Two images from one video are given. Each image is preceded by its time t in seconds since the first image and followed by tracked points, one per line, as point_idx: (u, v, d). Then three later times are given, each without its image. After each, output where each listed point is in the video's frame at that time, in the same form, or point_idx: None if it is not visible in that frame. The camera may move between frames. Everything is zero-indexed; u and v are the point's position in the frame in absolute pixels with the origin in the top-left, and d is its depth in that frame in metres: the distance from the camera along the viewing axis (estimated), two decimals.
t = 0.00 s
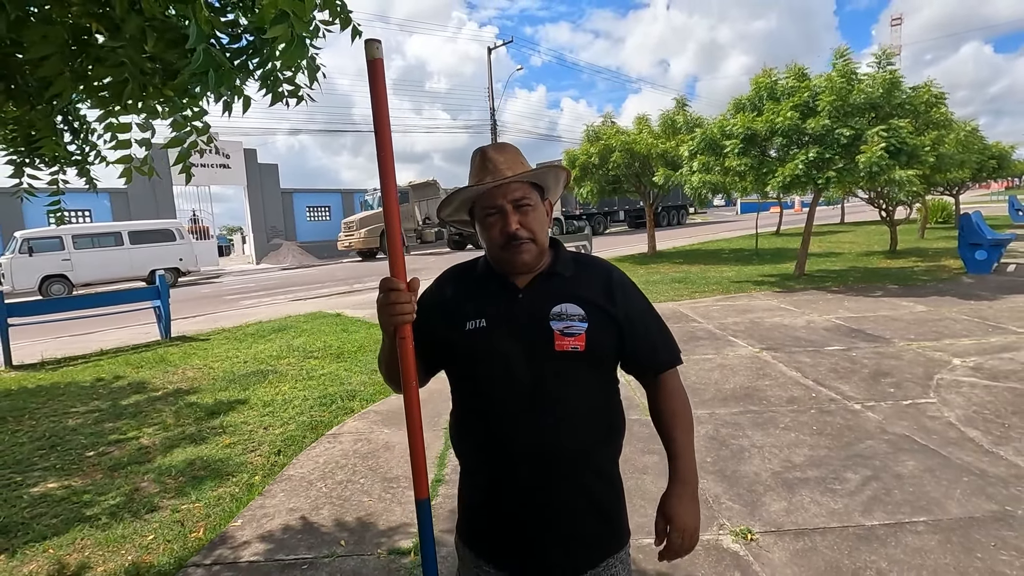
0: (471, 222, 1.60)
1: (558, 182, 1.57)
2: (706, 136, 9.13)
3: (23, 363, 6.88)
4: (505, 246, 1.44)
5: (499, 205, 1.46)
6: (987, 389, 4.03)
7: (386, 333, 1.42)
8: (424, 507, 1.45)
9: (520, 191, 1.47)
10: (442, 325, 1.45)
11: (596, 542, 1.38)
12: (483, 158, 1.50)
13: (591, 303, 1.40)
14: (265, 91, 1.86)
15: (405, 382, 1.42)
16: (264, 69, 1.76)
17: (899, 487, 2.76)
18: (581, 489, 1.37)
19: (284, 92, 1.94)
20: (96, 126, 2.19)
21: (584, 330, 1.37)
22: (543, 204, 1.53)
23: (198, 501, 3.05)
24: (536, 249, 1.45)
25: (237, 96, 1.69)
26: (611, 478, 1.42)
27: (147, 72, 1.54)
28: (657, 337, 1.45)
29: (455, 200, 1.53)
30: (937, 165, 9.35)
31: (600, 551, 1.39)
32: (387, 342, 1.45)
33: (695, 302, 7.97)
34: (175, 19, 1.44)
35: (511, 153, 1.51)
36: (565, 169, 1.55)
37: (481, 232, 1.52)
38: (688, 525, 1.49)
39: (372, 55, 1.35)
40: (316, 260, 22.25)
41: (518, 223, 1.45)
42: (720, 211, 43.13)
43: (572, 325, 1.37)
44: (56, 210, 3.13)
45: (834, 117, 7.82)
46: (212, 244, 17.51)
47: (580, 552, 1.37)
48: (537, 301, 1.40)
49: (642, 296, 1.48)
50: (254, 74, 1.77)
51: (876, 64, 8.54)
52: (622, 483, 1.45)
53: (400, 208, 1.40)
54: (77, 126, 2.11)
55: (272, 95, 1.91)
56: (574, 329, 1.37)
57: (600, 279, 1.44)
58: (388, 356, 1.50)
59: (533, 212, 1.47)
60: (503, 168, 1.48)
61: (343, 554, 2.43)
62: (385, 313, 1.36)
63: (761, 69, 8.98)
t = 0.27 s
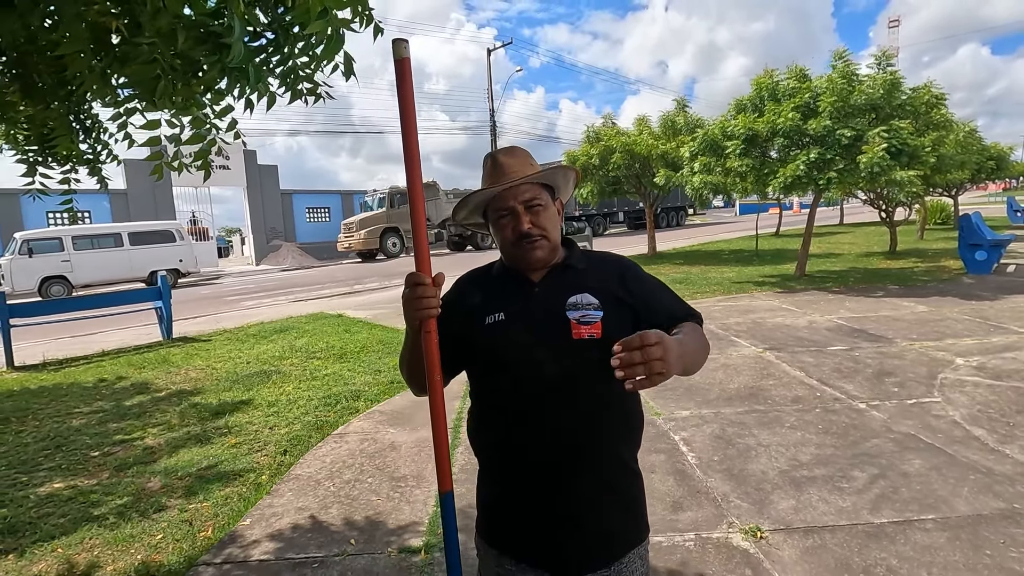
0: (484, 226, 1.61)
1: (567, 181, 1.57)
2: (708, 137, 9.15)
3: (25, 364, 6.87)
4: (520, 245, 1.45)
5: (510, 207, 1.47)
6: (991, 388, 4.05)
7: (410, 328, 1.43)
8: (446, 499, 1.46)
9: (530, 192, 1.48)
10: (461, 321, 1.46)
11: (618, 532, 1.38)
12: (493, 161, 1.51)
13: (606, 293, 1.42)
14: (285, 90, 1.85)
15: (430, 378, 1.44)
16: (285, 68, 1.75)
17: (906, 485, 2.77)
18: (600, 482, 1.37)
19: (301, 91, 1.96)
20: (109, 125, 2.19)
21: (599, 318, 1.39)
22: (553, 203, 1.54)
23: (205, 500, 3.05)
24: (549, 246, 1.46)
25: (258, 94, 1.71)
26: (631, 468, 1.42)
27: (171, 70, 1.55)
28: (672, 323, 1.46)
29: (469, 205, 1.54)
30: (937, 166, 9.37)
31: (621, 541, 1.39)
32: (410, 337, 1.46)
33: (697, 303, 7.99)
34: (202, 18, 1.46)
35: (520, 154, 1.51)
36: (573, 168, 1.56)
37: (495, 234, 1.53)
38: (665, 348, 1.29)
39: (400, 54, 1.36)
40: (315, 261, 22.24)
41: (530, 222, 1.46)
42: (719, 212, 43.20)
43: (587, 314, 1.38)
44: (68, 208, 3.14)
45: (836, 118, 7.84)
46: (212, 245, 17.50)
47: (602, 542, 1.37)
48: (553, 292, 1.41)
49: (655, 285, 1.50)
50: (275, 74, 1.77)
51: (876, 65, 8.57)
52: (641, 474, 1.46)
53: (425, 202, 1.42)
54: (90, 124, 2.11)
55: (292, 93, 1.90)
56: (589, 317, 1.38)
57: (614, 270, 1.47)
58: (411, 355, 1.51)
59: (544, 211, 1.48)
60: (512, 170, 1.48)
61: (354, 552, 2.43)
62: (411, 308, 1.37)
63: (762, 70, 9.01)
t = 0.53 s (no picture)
0: (501, 226, 1.61)
1: (583, 181, 1.58)
2: (709, 138, 9.16)
3: (27, 364, 6.87)
4: (536, 243, 1.46)
5: (526, 205, 1.47)
6: (995, 388, 4.05)
7: (432, 324, 1.43)
8: (467, 493, 1.46)
9: (546, 190, 1.48)
10: (479, 319, 1.47)
11: (636, 528, 1.39)
12: (510, 160, 1.52)
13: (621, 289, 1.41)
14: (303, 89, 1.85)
15: (451, 375, 1.44)
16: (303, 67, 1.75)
17: (913, 485, 2.77)
18: (618, 478, 1.37)
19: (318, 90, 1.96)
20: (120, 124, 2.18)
21: (613, 313, 1.37)
22: (569, 202, 1.54)
23: (212, 500, 3.04)
24: (565, 244, 1.47)
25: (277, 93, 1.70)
26: (649, 465, 1.42)
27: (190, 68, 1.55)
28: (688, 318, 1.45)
29: (485, 204, 1.54)
30: (938, 167, 9.39)
31: (639, 537, 1.39)
32: (431, 334, 1.46)
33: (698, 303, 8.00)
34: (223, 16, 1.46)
35: (536, 155, 1.52)
36: (589, 168, 1.56)
37: (512, 233, 1.54)
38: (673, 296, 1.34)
39: (426, 57, 1.38)
40: (315, 262, 22.24)
41: (546, 220, 1.47)
42: (718, 213, 43.26)
43: (601, 309, 1.37)
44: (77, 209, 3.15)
45: (837, 119, 7.86)
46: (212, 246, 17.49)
47: (621, 538, 1.37)
48: (569, 289, 1.42)
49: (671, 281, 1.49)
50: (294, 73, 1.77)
51: (877, 66, 8.59)
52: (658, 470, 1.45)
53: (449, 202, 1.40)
54: (101, 123, 2.11)
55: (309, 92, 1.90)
56: (604, 312, 1.37)
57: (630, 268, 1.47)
58: (431, 356, 1.52)
59: (560, 210, 1.48)
60: (529, 170, 1.49)
61: (363, 551, 2.43)
62: (434, 304, 1.37)
63: (763, 71, 9.03)
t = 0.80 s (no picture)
0: (508, 222, 1.61)
1: (591, 178, 1.58)
2: (709, 139, 9.16)
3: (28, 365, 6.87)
4: (542, 240, 1.46)
5: (533, 201, 1.47)
6: (996, 388, 4.06)
7: (439, 321, 1.44)
8: (473, 489, 1.46)
9: (553, 187, 1.48)
10: (485, 317, 1.47)
11: (640, 526, 1.39)
12: (518, 156, 1.52)
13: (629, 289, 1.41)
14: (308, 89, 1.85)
15: (458, 372, 1.44)
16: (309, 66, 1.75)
17: (915, 484, 2.77)
18: (624, 477, 1.38)
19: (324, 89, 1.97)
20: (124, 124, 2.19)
21: (619, 313, 1.38)
22: (576, 199, 1.54)
23: (214, 500, 3.04)
24: (571, 241, 1.47)
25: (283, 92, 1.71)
26: (654, 464, 1.43)
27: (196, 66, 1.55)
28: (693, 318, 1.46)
29: (493, 199, 1.54)
30: (937, 168, 9.40)
31: (643, 535, 1.39)
32: (438, 331, 1.46)
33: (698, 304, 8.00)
34: (232, 15, 1.47)
35: (544, 152, 1.52)
36: (597, 165, 1.56)
37: (518, 230, 1.54)
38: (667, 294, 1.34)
39: (434, 56, 1.37)
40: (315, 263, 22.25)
41: (553, 217, 1.47)
42: (718, 215, 43.28)
43: (608, 309, 1.38)
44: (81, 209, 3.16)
45: (837, 120, 7.87)
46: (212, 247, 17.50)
47: (625, 536, 1.37)
48: (575, 288, 1.42)
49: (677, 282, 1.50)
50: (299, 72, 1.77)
51: (877, 67, 8.60)
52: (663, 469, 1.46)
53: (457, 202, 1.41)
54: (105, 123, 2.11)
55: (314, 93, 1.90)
56: (610, 312, 1.37)
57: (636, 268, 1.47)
58: (439, 353, 1.52)
59: (567, 206, 1.48)
60: (536, 166, 1.49)
61: (365, 551, 2.43)
62: (442, 300, 1.37)
63: (763, 73, 9.04)
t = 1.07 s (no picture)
0: (507, 225, 1.62)
1: (590, 183, 1.59)
2: (708, 141, 9.16)
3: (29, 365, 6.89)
4: (541, 246, 1.47)
5: (533, 207, 1.48)
6: (994, 390, 4.07)
7: (435, 324, 1.45)
8: (468, 492, 1.47)
9: (553, 193, 1.49)
10: (482, 321, 1.48)
11: (636, 527, 1.40)
12: (519, 161, 1.52)
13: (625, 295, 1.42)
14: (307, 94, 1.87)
15: (454, 375, 1.45)
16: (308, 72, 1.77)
17: (912, 486, 2.79)
18: (620, 479, 1.39)
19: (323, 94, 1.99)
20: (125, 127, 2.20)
21: (616, 320, 1.39)
22: (575, 205, 1.55)
23: (214, 501, 3.06)
24: (570, 247, 1.48)
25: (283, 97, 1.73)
26: (649, 465, 1.44)
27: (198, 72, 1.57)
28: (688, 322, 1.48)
29: (492, 203, 1.55)
30: (937, 170, 9.42)
31: (638, 536, 1.40)
32: (434, 334, 1.47)
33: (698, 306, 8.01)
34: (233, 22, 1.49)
35: (545, 156, 1.52)
36: (596, 171, 1.57)
37: (517, 234, 1.54)
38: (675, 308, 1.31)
39: (428, 61, 1.39)
40: (316, 264, 22.28)
41: (552, 223, 1.48)
42: (718, 216, 43.29)
43: (605, 315, 1.39)
44: (82, 211, 3.18)
45: (836, 122, 7.89)
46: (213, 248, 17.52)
47: (622, 537, 1.38)
48: (572, 294, 1.43)
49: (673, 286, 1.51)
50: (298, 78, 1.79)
51: (876, 69, 8.62)
52: (658, 470, 1.47)
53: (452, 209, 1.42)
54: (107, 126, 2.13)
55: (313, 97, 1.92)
56: (607, 319, 1.39)
57: (633, 272, 1.48)
58: (434, 356, 1.53)
59: (566, 213, 1.49)
60: (538, 172, 1.49)
61: (364, 551, 2.44)
62: (437, 305, 1.39)
63: (763, 75, 9.06)
